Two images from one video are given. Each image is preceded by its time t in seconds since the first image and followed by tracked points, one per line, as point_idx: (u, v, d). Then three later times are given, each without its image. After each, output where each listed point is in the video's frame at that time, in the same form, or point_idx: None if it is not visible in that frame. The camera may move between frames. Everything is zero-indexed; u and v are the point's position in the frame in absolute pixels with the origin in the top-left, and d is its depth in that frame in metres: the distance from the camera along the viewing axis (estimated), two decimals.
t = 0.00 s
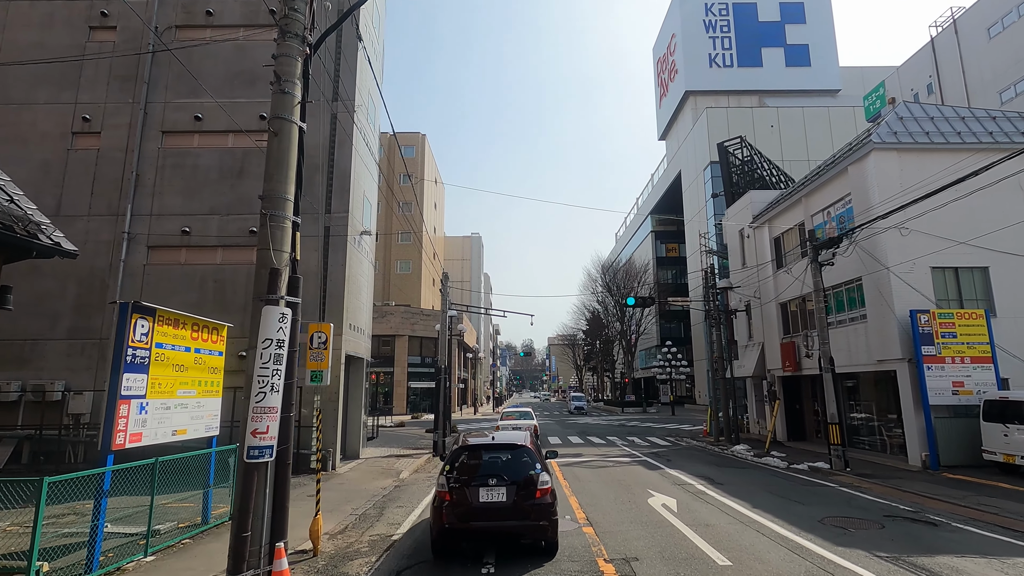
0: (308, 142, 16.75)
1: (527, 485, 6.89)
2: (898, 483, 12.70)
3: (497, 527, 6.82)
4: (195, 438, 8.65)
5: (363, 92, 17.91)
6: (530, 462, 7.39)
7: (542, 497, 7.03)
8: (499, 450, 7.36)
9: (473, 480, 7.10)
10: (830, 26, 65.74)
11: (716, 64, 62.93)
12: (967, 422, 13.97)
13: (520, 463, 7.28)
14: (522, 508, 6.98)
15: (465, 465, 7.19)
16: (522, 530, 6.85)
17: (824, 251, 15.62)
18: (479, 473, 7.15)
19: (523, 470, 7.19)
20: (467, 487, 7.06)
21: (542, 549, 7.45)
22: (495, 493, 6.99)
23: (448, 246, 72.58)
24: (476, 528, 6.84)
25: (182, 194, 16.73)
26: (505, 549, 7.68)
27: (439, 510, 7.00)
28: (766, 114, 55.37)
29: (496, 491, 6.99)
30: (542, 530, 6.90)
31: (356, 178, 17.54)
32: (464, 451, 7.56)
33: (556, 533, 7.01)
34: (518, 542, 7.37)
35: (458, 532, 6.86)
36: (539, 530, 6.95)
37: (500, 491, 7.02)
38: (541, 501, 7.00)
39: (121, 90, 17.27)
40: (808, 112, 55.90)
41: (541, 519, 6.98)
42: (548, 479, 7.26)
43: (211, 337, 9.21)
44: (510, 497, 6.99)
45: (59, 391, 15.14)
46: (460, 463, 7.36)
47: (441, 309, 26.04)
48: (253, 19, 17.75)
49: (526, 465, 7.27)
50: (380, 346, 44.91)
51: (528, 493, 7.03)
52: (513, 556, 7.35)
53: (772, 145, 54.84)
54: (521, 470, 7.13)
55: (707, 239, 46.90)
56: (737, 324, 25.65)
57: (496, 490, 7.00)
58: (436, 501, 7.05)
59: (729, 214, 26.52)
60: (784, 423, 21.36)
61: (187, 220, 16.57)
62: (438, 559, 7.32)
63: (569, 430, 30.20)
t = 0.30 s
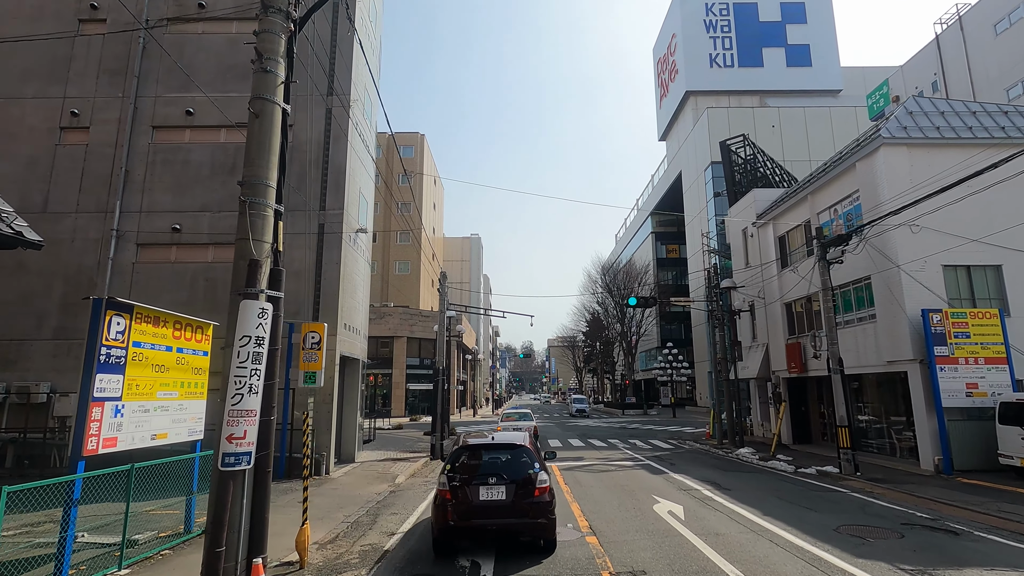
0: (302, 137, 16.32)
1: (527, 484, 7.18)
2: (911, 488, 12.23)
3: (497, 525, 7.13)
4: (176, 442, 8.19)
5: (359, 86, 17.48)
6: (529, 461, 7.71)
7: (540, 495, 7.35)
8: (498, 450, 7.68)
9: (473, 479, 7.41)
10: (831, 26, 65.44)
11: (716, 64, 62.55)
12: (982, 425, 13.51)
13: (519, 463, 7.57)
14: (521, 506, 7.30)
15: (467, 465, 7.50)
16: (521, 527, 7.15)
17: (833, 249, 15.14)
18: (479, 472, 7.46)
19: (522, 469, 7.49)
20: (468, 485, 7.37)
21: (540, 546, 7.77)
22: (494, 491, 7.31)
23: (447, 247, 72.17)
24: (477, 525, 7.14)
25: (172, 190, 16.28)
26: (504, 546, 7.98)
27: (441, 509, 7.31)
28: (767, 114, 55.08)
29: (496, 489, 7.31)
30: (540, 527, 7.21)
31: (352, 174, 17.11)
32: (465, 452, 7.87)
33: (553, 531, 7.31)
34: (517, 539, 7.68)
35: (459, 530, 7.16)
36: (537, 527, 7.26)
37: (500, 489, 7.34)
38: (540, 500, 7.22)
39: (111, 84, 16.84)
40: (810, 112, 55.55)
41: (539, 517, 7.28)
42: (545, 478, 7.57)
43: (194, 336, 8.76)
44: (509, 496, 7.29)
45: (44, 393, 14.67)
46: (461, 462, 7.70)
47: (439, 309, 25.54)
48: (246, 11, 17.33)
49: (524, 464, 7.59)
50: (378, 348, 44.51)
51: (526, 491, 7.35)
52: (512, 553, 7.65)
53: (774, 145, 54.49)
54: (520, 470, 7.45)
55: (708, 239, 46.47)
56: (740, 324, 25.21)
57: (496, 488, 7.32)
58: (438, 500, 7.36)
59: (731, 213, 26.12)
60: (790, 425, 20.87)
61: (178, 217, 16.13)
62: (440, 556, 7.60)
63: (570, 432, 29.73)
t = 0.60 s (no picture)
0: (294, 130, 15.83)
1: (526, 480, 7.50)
2: (927, 492, 11.72)
3: (496, 520, 7.43)
4: (153, 446, 7.71)
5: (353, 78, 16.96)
6: (528, 460, 8.02)
7: (538, 492, 7.67)
8: (499, 449, 8.00)
9: (474, 476, 7.72)
10: (833, 24, 65.03)
11: (717, 63, 62.11)
12: (998, 426, 13.03)
13: (518, 461, 7.88)
14: (520, 502, 7.60)
15: (467, 462, 7.83)
16: (520, 522, 7.44)
17: (842, 244, 14.64)
18: (479, 469, 7.78)
19: (521, 467, 7.80)
20: (468, 482, 7.67)
21: (538, 543, 8.07)
22: (493, 488, 7.60)
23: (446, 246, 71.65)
24: (477, 520, 7.44)
25: (160, 184, 15.78)
26: (503, 543, 8.26)
27: (442, 505, 7.61)
28: (768, 112, 54.74)
29: (495, 486, 7.61)
30: (538, 522, 7.51)
31: (346, 168, 16.59)
32: (466, 450, 8.20)
33: (551, 526, 7.62)
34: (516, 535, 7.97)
35: (460, 524, 7.46)
36: (536, 522, 7.56)
37: (499, 486, 7.64)
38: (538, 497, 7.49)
39: (98, 75, 16.31)
40: (811, 110, 55.12)
41: (537, 513, 7.58)
42: (543, 475, 7.88)
43: (175, 333, 8.26)
44: (509, 492, 7.57)
45: (26, 393, 14.16)
46: (462, 460, 8.01)
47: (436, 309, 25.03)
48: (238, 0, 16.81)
49: (523, 462, 7.91)
50: (376, 348, 44.03)
51: (525, 488, 7.66)
52: (511, 549, 7.93)
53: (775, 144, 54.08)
54: (518, 467, 7.78)
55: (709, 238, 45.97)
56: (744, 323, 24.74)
57: (495, 484, 7.62)
58: (439, 496, 7.68)
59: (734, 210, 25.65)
60: (797, 426, 20.38)
61: (166, 211, 15.63)
62: (440, 552, 7.85)
63: (570, 433, 29.26)
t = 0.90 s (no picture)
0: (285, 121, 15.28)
1: (523, 478, 7.83)
2: (946, 497, 11.16)
3: (494, 516, 7.77)
4: (118, 451, 7.19)
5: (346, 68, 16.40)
6: (525, 458, 8.36)
7: (534, 490, 7.98)
8: (496, 449, 8.34)
9: (473, 474, 8.06)
10: (834, 22, 64.54)
11: (717, 61, 61.61)
12: (1018, 429, 12.49)
13: (516, 460, 8.22)
14: (517, 499, 7.92)
15: (467, 461, 8.17)
16: (517, 519, 7.77)
17: (852, 239, 14.11)
18: (478, 468, 8.13)
19: (517, 466, 8.14)
20: (467, 480, 8.03)
21: (535, 538, 8.41)
22: (492, 485, 7.94)
23: (445, 246, 71.06)
24: (477, 517, 7.79)
25: (146, 178, 15.22)
26: (502, 538, 8.61)
27: (443, 502, 7.97)
28: (769, 111, 54.29)
29: (493, 484, 7.95)
30: (535, 519, 7.84)
31: (339, 162, 16.05)
32: (465, 449, 8.54)
33: (547, 523, 7.96)
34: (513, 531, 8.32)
35: (459, 521, 7.82)
36: (532, 519, 7.89)
37: (497, 484, 7.98)
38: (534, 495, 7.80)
39: (82, 65, 15.75)
40: (813, 108, 54.64)
41: (534, 510, 7.91)
42: (539, 474, 8.21)
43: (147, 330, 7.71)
44: (506, 490, 7.92)
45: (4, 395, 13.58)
46: (461, 459, 8.36)
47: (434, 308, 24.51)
48: None
49: (520, 461, 8.23)
50: (374, 348, 43.43)
51: (522, 486, 7.98)
52: (509, 544, 8.28)
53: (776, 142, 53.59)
54: (516, 465, 8.10)
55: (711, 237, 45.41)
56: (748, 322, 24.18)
57: (493, 482, 7.96)
58: (440, 494, 8.04)
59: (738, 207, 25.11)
60: (803, 428, 19.84)
61: (151, 206, 15.07)
62: (441, 547, 8.22)
63: (571, 435, 28.70)
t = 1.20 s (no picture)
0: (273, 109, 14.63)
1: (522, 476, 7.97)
2: (970, 504, 10.50)
3: (492, 513, 7.89)
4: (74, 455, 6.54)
5: (338, 54, 15.73)
6: (523, 457, 8.50)
7: (531, 487, 8.08)
8: (495, 447, 8.45)
9: (472, 472, 8.17)
10: (836, 19, 63.97)
11: (718, 58, 61.04)
12: None
13: (514, 458, 8.36)
14: (515, 496, 8.03)
15: (466, 458, 8.30)
16: (515, 515, 7.89)
17: (866, 232, 13.46)
18: (478, 466, 8.25)
19: (516, 464, 8.26)
20: (467, 477, 8.14)
21: (533, 534, 8.53)
22: (490, 483, 8.06)
23: (443, 246, 70.39)
24: (477, 513, 7.91)
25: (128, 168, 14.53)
26: (501, 533, 8.73)
27: (443, 499, 8.10)
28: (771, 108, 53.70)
29: (492, 481, 8.08)
30: (532, 515, 7.95)
31: (330, 152, 15.39)
32: (464, 448, 8.66)
33: (544, 519, 8.09)
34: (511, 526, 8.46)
35: (459, 517, 7.95)
36: (530, 515, 8.02)
37: (496, 481, 8.10)
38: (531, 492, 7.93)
39: (62, 51, 15.09)
40: (816, 106, 54.05)
41: (531, 507, 8.01)
42: (537, 471, 8.33)
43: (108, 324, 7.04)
44: (504, 487, 8.05)
45: None
46: (460, 458, 8.48)
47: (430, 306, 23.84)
48: None
49: (518, 459, 8.35)
50: (370, 348, 42.74)
51: (519, 483, 8.09)
52: (506, 539, 8.42)
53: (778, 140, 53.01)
54: (514, 463, 8.21)
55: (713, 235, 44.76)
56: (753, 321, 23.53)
57: (492, 480, 8.08)
58: (441, 492, 8.17)
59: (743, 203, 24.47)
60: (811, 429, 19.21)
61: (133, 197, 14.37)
62: (441, 542, 8.35)
63: (571, 437, 28.04)
